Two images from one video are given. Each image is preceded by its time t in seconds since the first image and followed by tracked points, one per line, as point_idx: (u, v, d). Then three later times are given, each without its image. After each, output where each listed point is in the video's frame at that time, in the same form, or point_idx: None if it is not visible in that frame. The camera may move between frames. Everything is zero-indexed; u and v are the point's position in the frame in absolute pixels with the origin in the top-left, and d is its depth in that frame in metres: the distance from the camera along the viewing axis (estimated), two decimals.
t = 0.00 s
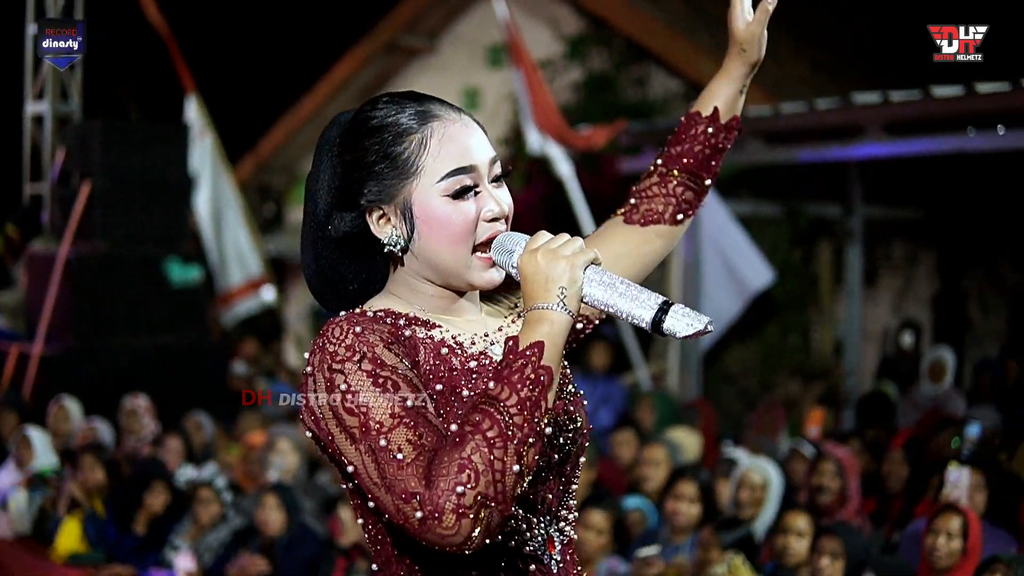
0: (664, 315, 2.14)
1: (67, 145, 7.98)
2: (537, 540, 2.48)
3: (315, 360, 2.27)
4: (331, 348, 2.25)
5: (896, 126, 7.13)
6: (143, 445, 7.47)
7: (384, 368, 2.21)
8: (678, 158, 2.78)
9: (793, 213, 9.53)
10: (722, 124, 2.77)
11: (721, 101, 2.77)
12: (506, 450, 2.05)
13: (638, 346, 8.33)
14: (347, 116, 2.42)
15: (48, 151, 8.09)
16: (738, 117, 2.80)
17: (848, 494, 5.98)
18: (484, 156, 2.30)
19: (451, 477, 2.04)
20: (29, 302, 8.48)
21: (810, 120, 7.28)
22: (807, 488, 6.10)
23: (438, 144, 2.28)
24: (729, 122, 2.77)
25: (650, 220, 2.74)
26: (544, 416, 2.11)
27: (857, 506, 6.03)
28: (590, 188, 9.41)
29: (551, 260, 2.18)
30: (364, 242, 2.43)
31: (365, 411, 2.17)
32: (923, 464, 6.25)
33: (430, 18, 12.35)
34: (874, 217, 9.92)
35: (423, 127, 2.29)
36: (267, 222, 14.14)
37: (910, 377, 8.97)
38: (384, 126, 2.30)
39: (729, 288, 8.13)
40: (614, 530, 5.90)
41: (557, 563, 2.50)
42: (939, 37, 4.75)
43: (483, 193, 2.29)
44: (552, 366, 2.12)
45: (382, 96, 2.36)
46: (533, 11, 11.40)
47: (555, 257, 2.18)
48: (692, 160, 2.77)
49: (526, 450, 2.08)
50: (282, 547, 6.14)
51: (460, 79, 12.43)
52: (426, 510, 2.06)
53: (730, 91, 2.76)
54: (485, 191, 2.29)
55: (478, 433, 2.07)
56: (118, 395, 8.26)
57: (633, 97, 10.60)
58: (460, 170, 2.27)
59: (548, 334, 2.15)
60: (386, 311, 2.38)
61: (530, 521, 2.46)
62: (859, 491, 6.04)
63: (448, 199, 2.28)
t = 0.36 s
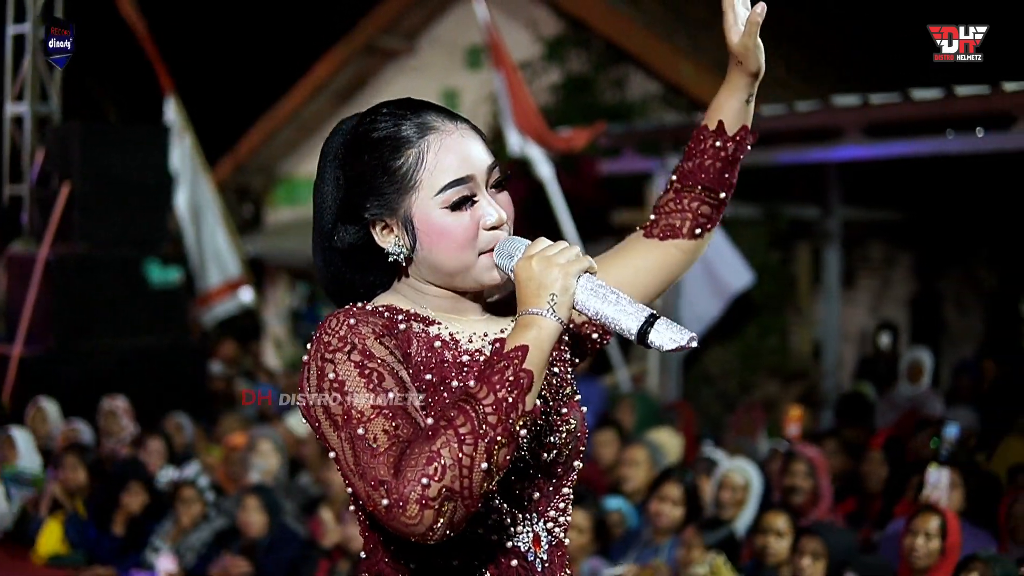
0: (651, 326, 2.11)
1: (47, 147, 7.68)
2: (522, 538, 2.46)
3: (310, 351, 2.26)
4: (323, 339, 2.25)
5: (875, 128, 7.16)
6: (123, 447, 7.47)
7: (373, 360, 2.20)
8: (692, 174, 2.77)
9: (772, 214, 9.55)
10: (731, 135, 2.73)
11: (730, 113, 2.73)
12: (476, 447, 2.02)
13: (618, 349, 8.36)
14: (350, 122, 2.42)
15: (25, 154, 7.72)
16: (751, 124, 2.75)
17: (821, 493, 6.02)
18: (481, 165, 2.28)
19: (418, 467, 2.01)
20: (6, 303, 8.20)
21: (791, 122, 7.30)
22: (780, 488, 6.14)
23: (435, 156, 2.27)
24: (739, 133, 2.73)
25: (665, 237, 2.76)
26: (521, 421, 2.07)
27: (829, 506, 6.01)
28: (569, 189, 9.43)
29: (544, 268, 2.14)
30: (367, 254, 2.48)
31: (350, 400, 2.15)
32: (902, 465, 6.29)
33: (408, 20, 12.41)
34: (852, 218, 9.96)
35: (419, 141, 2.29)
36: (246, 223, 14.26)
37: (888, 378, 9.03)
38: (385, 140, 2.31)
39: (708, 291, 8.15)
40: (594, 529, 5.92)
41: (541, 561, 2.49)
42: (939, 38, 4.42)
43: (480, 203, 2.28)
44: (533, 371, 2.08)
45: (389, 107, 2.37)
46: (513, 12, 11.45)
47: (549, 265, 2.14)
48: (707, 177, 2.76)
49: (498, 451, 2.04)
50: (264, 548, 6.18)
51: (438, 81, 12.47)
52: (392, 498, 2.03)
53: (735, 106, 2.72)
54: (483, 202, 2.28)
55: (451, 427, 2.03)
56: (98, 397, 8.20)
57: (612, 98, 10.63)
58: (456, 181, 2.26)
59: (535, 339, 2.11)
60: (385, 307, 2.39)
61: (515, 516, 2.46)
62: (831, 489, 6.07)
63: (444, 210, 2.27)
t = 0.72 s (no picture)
0: (634, 321, 2.09)
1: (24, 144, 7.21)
2: (503, 536, 2.42)
3: (294, 339, 2.27)
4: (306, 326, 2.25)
5: (854, 127, 7.17)
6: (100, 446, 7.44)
7: (357, 347, 2.20)
8: (694, 189, 2.75)
9: (749, 212, 9.56)
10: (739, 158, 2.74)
11: (739, 134, 2.74)
12: (457, 433, 2.02)
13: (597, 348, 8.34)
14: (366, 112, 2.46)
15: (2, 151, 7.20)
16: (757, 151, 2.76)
17: (789, 490, 6.05)
18: (482, 148, 2.30)
19: (398, 451, 2.02)
20: None
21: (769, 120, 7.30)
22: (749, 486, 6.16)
23: (437, 133, 2.30)
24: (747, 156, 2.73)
25: (659, 248, 2.72)
26: (503, 408, 2.07)
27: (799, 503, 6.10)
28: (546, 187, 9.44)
29: (531, 257, 2.13)
30: (360, 235, 2.45)
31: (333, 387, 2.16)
32: (883, 463, 6.32)
33: (385, 18, 12.43)
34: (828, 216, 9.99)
35: (426, 116, 2.31)
36: (222, 221, 14.27)
37: (864, 375, 9.07)
38: (394, 113, 2.34)
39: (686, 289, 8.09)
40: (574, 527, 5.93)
41: (523, 559, 2.45)
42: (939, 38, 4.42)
43: (474, 185, 2.28)
44: (516, 358, 2.08)
45: (407, 95, 2.40)
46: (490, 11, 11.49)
47: (535, 254, 2.13)
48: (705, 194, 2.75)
49: (479, 437, 2.04)
50: (243, 546, 6.18)
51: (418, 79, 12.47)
52: (373, 482, 2.03)
53: (748, 126, 2.72)
54: (478, 184, 2.29)
55: (432, 412, 2.04)
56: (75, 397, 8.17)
57: (589, 96, 10.66)
58: (452, 158, 2.28)
59: (518, 326, 2.11)
60: (369, 301, 2.36)
61: (495, 514, 2.43)
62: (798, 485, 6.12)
63: (439, 184, 2.28)
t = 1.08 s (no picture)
0: (613, 345, 2.07)
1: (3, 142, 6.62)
2: (492, 538, 2.41)
3: (268, 370, 2.21)
4: (281, 358, 2.19)
5: (828, 129, 7.21)
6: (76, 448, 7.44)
7: (336, 376, 2.16)
8: (638, 203, 2.91)
9: (723, 213, 9.60)
10: (680, 176, 2.93)
11: (678, 155, 2.94)
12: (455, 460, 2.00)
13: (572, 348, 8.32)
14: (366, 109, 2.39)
15: None
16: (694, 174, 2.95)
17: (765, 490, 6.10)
18: (469, 175, 2.23)
19: (399, 487, 1.99)
20: None
21: (744, 122, 7.33)
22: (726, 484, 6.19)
23: (431, 148, 2.23)
24: (687, 174, 2.93)
25: (610, 253, 2.83)
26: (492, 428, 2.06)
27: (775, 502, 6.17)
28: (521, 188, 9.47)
29: (508, 276, 2.10)
30: (325, 224, 2.36)
31: (317, 421, 2.11)
32: (859, 462, 6.37)
33: (360, 19, 12.45)
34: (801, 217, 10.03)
35: (428, 130, 2.25)
36: (195, 222, 14.30)
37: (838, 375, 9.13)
38: (395, 116, 2.27)
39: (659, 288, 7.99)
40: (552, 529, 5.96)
41: (512, 559, 2.44)
42: (937, 35, 4.56)
43: (455, 211, 2.22)
44: (501, 380, 2.06)
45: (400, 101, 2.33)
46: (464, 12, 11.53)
47: (513, 274, 2.10)
48: (650, 209, 2.90)
49: (475, 462, 2.03)
50: (219, 548, 6.19)
51: (393, 81, 12.52)
52: (376, 520, 2.00)
53: (689, 147, 2.93)
54: (457, 210, 2.22)
55: (426, 444, 2.01)
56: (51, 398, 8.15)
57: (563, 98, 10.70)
58: (442, 177, 2.21)
59: (498, 347, 2.08)
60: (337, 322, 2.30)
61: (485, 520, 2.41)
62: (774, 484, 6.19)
63: (421, 201, 2.21)
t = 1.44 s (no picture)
0: (611, 339, 2.01)
1: None
2: (487, 532, 2.32)
3: (265, 377, 2.11)
4: (280, 366, 2.09)
5: (805, 127, 7.23)
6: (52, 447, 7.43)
7: (336, 384, 2.07)
8: (592, 179, 2.72)
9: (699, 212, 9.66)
10: (634, 146, 2.72)
11: (630, 124, 2.73)
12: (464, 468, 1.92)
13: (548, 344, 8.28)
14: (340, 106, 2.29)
15: None
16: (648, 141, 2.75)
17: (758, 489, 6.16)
18: (449, 171, 2.14)
19: (412, 497, 1.90)
20: None
21: (720, 120, 7.34)
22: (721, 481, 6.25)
23: (410, 147, 2.13)
24: (641, 144, 2.72)
25: (570, 234, 2.66)
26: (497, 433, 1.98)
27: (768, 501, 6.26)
28: (497, 186, 9.50)
29: (500, 276, 2.02)
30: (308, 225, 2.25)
31: (320, 431, 2.02)
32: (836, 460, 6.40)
33: (336, 17, 12.50)
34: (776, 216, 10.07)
35: (405, 130, 2.15)
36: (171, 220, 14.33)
37: (813, 373, 9.20)
38: (371, 116, 2.17)
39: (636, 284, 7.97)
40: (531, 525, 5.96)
41: (504, 552, 2.36)
42: (939, 38, 4.87)
43: (439, 208, 2.13)
44: (503, 384, 1.98)
45: (374, 97, 2.23)
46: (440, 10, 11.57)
47: (505, 274, 2.02)
48: (604, 182, 2.71)
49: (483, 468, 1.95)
50: (196, 546, 6.19)
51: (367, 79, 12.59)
52: (388, 531, 1.91)
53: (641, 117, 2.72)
54: (442, 209, 2.13)
55: (435, 452, 1.92)
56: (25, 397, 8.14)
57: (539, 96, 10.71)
58: (424, 176, 2.12)
59: (498, 350, 2.00)
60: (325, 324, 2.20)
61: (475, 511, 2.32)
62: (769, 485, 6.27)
63: (404, 201, 2.11)
